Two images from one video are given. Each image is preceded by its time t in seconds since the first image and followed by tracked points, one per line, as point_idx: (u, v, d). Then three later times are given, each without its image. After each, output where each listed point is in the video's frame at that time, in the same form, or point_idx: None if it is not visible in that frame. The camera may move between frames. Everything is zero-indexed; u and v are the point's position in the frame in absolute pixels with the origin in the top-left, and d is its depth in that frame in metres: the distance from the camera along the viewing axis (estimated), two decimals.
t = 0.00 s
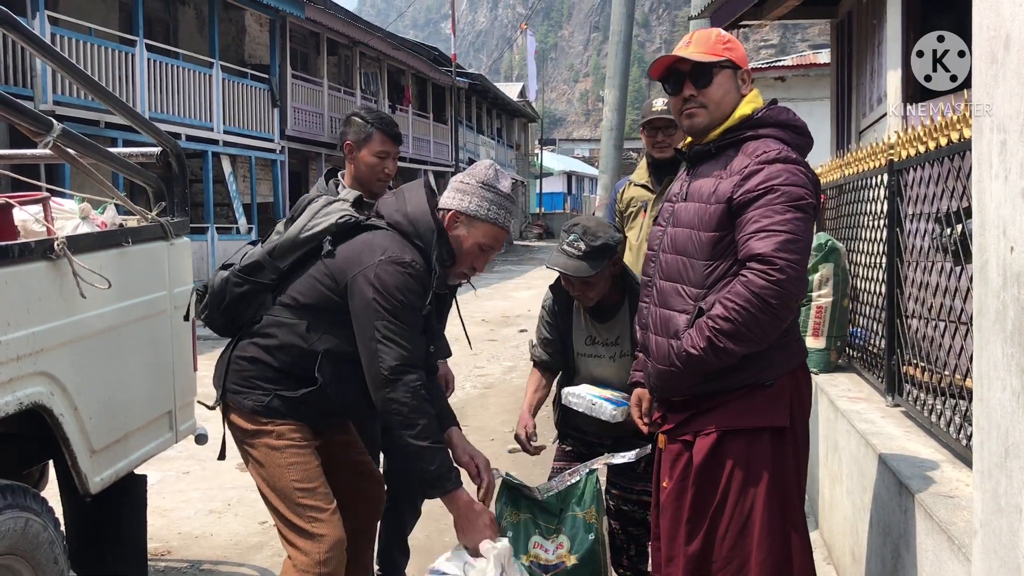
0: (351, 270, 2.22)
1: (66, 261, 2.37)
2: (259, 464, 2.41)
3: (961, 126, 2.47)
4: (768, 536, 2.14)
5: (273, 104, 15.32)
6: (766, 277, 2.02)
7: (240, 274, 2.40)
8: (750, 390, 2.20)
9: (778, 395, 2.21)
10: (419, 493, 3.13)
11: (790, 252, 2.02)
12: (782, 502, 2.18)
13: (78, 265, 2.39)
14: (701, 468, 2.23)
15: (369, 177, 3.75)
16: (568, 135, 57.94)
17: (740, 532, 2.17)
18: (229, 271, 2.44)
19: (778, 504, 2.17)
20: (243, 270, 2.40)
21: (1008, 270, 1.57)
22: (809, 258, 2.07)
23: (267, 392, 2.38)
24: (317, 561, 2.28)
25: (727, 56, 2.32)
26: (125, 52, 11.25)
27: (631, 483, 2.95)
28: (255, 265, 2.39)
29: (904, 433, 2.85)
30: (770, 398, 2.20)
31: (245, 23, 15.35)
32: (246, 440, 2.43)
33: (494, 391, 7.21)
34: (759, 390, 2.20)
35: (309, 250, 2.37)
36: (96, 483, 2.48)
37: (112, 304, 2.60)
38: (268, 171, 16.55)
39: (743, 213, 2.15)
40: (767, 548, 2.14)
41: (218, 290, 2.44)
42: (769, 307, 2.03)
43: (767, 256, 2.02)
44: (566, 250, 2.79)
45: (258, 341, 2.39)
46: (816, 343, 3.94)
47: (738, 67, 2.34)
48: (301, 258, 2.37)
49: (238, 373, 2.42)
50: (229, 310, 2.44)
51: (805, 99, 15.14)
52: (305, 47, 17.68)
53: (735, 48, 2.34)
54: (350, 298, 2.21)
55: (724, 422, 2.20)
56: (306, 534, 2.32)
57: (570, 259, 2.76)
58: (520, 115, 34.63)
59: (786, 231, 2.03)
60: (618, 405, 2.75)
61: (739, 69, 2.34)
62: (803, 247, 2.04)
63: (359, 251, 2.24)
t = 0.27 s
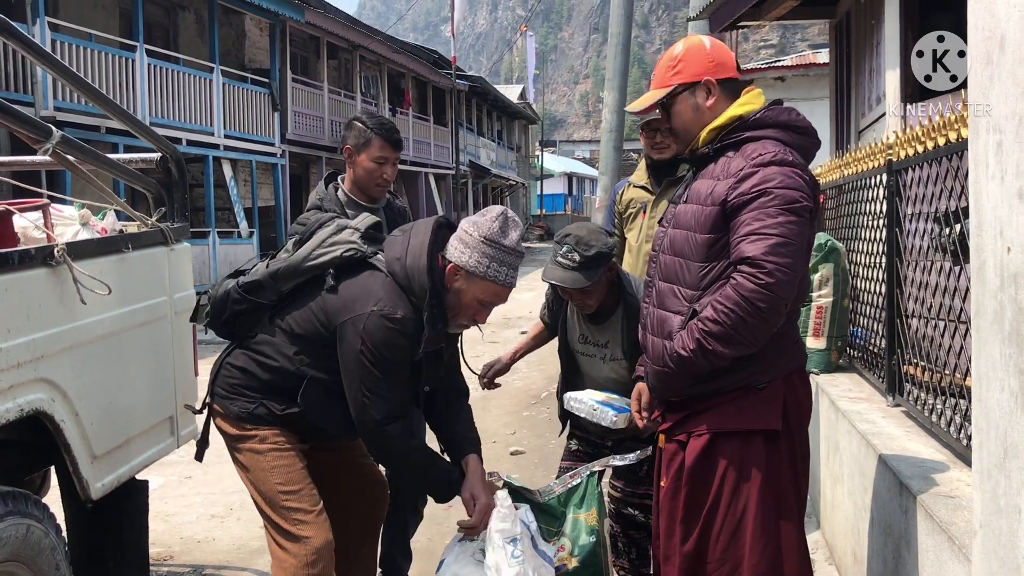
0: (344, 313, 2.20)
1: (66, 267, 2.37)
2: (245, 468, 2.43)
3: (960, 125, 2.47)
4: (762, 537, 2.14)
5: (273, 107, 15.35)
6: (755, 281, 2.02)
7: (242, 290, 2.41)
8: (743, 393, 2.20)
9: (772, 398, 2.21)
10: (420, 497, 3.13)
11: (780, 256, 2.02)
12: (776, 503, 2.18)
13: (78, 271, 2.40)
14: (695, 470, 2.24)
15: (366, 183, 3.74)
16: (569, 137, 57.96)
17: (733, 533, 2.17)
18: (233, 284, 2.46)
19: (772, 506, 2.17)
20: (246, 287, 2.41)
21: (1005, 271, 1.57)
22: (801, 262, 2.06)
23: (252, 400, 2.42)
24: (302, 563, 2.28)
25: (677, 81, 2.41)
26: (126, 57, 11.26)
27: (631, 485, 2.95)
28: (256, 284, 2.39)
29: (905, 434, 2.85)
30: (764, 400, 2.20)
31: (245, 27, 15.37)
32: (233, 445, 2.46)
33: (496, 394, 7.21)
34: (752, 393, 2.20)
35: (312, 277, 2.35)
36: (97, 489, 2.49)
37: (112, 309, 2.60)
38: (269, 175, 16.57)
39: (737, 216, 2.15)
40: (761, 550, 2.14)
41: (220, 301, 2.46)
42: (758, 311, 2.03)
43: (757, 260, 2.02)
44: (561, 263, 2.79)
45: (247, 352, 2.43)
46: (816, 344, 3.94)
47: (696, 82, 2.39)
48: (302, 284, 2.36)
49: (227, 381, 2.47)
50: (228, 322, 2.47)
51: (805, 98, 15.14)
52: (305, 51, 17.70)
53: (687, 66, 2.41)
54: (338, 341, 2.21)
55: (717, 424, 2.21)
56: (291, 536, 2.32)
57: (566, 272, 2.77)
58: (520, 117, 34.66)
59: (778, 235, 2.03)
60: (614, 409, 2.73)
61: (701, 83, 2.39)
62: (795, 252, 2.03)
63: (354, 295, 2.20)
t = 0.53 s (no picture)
0: (345, 312, 2.19)
1: (62, 270, 2.37)
2: (240, 470, 2.43)
3: (958, 122, 2.47)
4: (757, 536, 2.14)
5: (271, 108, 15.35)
6: (739, 280, 2.02)
7: (246, 285, 2.41)
8: (739, 392, 2.20)
9: (769, 398, 2.19)
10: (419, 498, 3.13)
11: (764, 254, 2.01)
12: (773, 503, 2.17)
13: (74, 274, 2.39)
14: (690, 469, 2.25)
15: (365, 184, 3.74)
16: (568, 135, 57.93)
17: (730, 533, 2.17)
18: (236, 278, 2.45)
19: (767, 506, 2.16)
20: (250, 281, 2.40)
21: (1001, 268, 1.56)
22: (788, 261, 2.04)
23: (248, 401, 2.41)
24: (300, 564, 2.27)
25: (665, 93, 2.41)
26: (123, 59, 11.26)
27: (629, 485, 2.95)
28: (261, 279, 2.39)
29: (904, 431, 2.84)
30: (761, 400, 2.19)
31: (243, 28, 15.36)
32: (228, 447, 2.45)
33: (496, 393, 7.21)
34: (748, 392, 2.19)
35: (318, 276, 2.35)
36: (95, 492, 2.49)
37: (109, 312, 2.60)
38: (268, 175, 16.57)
39: (725, 215, 2.15)
40: (755, 550, 2.14)
41: (221, 295, 2.45)
42: (742, 310, 2.02)
43: (739, 259, 2.02)
44: (546, 253, 2.80)
45: (245, 351, 2.42)
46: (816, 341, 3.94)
47: (682, 90, 2.39)
48: (307, 282, 2.36)
49: (223, 380, 2.46)
50: (228, 317, 2.46)
51: (804, 96, 15.12)
52: (303, 51, 17.69)
53: (670, 76, 2.40)
54: (338, 340, 2.17)
55: (713, 424, 2.21)
56: (289, 538, 2.31)
57: (548, 258, 2.78)
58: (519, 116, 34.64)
59: (762, 233, 2.02)
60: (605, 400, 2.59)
61: (688, 90, 2.38)
62: (779, 250, 2.02)
63: (359, 295, 2.20)
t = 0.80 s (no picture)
0: (364, 311, 2.20)
1: (62, 264, 2.38)
2: (241, 469, 2.44)
3: (955, 114, 2.47)
4: (760, 528, 2.15)
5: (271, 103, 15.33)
6: (739, 274, 2.03)
7: (247, 288, 2.37)
8: (742, 385, 2.20)
9: (772, 389, 2.19)
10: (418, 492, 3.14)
11: (762, 247, 2.01)
12: (775, 495, 2.17)
13: (74, 269, 2.40)
14: (693, 463, 2.26)
15: (367, 179, 3.74)
16: (568, 129, 57.87)
17: (733, 525, 2.18)
18: (236, 280, 2.41)
19: (770, 498, 2.17)
20: (252, 283, 2.37)
21: (997, 259, 1.57)
22: (787, 253, 2.04)
23: (250, 399, 2.42)
24: (305, 561, 2.30)
25: (661, 90, 2.42)
26: (123, 54, 11.25)
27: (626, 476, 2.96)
28: (263, 282, 2.36)
29: (902, 423, 2.85)
30: (764, 393, 2.19)
31: (242, 23, 15.34)
32: (228, 445, 2.46)
33: (496, 387, 7.22)
34: (750, 385, 2.20)
35: (323, 276, 2.34)
36: (96, 486, 2.50)
37: (110, 307, 2.61)
38: (268, 171, 16.57)
39: (723, 208, 2.15)
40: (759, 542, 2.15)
41: (223, 298, 2.42)
42: (742, 303, 2.03)
43: (738, 252, 2.03)
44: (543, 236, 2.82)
45: (250, 352, 2.41)
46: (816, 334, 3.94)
47: (677, 87, 2.39)
48: (313, 283, 2.35)
49: (225, 380, 2.45)
50: (230, 319, 2.43)
51: (804, 89, 15.11)
52: (302, 46, 17.67)
53: (665, 74, 2.41)
54: (362, 338, 2.17)
55: (716, 416, 2.21)
56: (292, 535, 2.33)
57: (546, 247, 2.79)
58: (518, 110, 34.61)
59: (760, 226, 2.03)
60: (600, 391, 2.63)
61: (683, 86, 2.39)
62: (778, 242, 2.02)
63: (375, 292, 2.21)
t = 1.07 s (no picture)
0: (370, 297, 2.22)
1: (64, 254, 2.38)
2: (243, 459, 2.44)
3: (959, 103, 2.46)
4: (768, 517, 2.15)
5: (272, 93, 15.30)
6: (744, 263, 2.02)
7: (257, 272, 2.40)
8: (748, 374, 2.20)
9: (778, 378, 2.19)
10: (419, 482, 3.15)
11: (767, 236, 2.01)
12: (782, 483, 2.18)
13: (76, 259, 2.40)
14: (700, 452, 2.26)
15: (372, 169, 3.74)
16: (570, 120, 57.72)
17: (740, 514, 2.18)
18: (245, 264, 2.44)
19: (777, 486, 2.17)
20: (261, 267, 2.40)
21: (999, 248, 1.57)
22: (792, 242, 2.04)
23: (252, 388, 2.41)
24: (308, 550, 2.30)
25: (664, 80, 2.41)
26: (124, 44, 11.22)
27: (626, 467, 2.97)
28: (273, 266, 2.39)
29: (904, 413, 2.85)
30: (770, 381, 2.19)
31: (244, 13, 15.29)
32: (230, 436, 2.45)
33: (497, 377, 7.23)
34: (756, 374, 2.20)
35: (331, 264, 2.37)
36: (98, 475, 2.50)
37: (112, 296, 2.61)
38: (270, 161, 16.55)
39: (728, 198, 2.15)
40: (766, 530, 2.15)
41: (229, 282, 2.43)
42: (748, 293, 2.03)
43: (744, 242, 2.03)
44: (545, 203, 2.86)
45: (254, 339, 2.41)
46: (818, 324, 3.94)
47: (681, 76, 2.38)
48: (320, 271, 2.38)
49: (228, 370, 2.44)
50: (235, 304, 2.44)
51: (807, 79, 15.05)
52: (304, 36, 17.62)
53: (668, 64, 2.39)
54: (367, 323, 2.19)
55: (722, 405, 2.22)
56: (295, 525, 2.34)
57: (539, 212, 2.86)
58: (521, 100, 34.52)
59: (765, 215, 2.03)
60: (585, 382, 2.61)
61: (686, 76, 2.38)
62: (783, 231, 2.02)
63: (382, 280, 2.22)
